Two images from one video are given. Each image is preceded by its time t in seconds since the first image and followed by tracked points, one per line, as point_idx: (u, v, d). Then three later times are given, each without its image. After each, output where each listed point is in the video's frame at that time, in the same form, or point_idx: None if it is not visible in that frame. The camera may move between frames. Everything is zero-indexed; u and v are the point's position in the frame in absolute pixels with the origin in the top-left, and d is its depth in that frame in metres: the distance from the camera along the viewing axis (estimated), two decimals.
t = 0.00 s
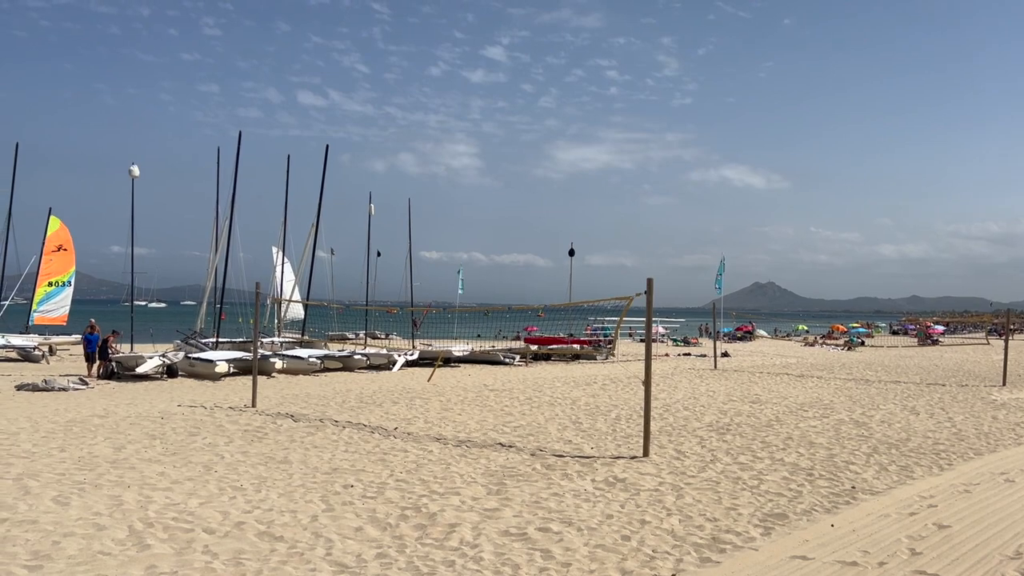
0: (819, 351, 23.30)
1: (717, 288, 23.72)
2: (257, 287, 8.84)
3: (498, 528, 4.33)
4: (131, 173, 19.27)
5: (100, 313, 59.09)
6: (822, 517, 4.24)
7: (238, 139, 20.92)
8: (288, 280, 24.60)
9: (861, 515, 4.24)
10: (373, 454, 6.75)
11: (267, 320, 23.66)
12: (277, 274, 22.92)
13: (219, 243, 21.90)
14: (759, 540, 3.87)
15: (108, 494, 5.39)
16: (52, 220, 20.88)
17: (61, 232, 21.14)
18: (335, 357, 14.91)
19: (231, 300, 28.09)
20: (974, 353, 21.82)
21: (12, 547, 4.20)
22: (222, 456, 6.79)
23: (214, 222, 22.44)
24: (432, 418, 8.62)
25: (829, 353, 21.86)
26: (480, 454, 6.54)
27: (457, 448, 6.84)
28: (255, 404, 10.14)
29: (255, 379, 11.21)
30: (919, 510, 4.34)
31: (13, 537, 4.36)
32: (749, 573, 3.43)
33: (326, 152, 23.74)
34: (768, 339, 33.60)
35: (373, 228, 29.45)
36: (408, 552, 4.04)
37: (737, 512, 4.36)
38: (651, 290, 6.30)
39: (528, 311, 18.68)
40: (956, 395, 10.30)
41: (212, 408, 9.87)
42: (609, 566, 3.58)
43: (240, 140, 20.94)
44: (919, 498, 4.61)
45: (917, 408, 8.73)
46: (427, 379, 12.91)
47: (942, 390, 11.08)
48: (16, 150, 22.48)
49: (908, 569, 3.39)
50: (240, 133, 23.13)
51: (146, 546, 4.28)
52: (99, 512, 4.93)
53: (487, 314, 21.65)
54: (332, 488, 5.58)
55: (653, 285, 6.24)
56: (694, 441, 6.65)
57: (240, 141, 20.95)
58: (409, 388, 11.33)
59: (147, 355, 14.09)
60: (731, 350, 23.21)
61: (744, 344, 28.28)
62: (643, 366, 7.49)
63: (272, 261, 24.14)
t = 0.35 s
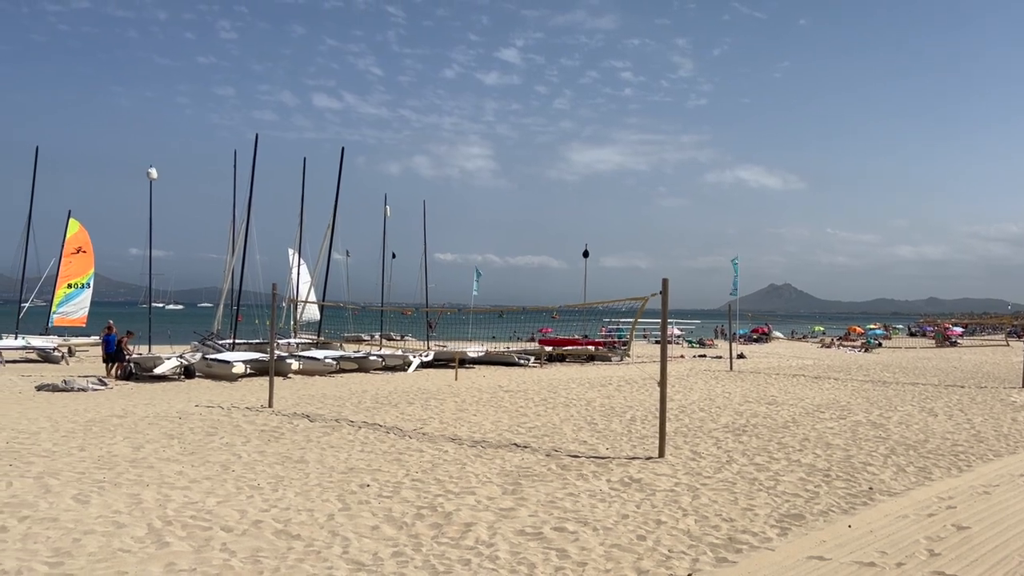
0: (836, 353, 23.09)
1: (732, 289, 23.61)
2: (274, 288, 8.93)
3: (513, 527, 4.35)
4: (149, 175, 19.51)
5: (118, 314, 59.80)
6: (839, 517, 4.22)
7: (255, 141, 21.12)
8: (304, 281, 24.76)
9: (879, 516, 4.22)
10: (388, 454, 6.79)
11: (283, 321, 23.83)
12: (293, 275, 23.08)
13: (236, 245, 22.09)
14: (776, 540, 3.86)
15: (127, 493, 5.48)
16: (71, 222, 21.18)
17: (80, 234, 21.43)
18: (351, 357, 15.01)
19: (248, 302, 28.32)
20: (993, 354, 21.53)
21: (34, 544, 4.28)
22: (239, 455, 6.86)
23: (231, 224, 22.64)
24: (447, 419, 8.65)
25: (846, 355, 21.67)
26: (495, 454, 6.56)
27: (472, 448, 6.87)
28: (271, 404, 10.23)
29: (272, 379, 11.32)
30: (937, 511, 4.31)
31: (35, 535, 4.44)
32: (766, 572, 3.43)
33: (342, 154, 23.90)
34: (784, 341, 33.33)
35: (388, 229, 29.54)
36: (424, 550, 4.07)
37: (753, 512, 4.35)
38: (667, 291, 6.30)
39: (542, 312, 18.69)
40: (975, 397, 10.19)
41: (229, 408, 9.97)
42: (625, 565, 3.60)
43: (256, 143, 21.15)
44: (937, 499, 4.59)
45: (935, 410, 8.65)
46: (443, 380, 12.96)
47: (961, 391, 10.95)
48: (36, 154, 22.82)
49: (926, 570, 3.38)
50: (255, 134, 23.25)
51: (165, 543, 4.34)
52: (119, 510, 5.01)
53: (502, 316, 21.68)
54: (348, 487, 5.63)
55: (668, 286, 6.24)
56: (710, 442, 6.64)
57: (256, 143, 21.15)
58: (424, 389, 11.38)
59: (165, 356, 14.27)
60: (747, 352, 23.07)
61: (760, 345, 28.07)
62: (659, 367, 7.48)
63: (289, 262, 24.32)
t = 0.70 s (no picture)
0: (859, 356, 22.79)
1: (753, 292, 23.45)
2: (296, 291, 9.03)
3: (533, 529, 4.37)
4: (173, 179, 19.81)
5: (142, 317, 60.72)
6: (862, 521, 4.19)
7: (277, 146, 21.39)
8: (325, 284, 24.98)
9: (903, 520, 4.19)
10: (409, 456, 6.85)
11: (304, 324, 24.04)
12: (314, 278, 23.28)
13: (258, 249, 22.34)
14: (798, 543, 3.85)
15: (152, 493, 5.57)
16: (97, 226, 21.55)
17: (105, 238, 21.80)
18: (371, 360, 15.12)
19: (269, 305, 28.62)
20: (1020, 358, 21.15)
21: (62, 543, 4.37)
22: (262, 457, 6.96)
23: (253, 228, 22.90)
24: (467, 421, 8.69)
25: (869, 358, 21.41)
26: (515, 456, 6.59)
27: (492, 450, 6.91)
28: (293, 406, 10.34)
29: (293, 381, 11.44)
30: (962, 515, 4.26)
31: (62, 534, 4.54)
32: None
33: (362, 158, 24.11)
34: (806, 344, 32.96)
35: (407, 232, 29.69)
36: (445, 552, 4.11)
37: (774, 516, 4.34)
38: (688, 294, 6.29)
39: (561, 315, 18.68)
40: (1002, 401, 10.03)
41: (251, 410, 10.09)
42: (646, 568, 3.60)
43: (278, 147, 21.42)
44: (962, 503, 4.53)
45: (960, 414, 8.53)
46: (463, 383, 13.00)
47: (987, 395, 10.79)
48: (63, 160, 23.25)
49: None
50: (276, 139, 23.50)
51: (189, 543, 4.42)
52: (144, 510, 5.10)
53: (521, 318, 21.69)
54: (369, 489, 5.68)
55: (689, 289, 6.23)
56: (731, 445, 6.61)
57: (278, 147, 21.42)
58: (444, 391, 11.45)
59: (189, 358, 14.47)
60: (768, 355, 22.88)
61: (782, 348, 27.80)
62: (679, 370, 7.45)
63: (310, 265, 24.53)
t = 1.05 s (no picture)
0: (886, 359, 22.45)
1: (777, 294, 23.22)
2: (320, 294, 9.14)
3: (556, 532, 4.39)
4: (199, 184, 20.15)
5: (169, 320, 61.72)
6: (888, 526, 4.15)
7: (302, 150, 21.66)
8: (349, 286, 25.20)
9: (930, 525, 4.13)
10: (432, 458, 6.90)
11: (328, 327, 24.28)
12: (338, 281, 23.51)
13: (282, 252, 22.62)
14: (823, 548, 3.82)
15: (179, 494, 5.68)
16: (124, 230, 21.98)
17: (133, 242, 22.21)
18: (395, 362, 15.23)
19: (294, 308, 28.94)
20: None
21: (91, 542, 4.48)
22: (286, 458, 7.05)
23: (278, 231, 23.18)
24: (489, 423, 8.73)
25: (896, 361, 21.06)
26: (538, 459, 6.61)
27: (514, 453, 6.93)
28: (317, 408, 10.45)
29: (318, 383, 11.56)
30: (991, 521, 4.19)
31: (92, 534, 4.65)
32: None
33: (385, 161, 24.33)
34: (832, 347, 32.53)
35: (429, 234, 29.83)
36: (468, 554, 4.14)
37: (799, 520, 4.30)
38: (711, 297, 6.27)
39: (584, 317, 18.66)
40: None
41: (276, 412, 10.20)
42: (668, 572, 3.60)
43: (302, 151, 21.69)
44: (991, 508, 4.46)
45: (990, 417, 8.38)
46: (485, 385, 13.04)
47: (1020, 399, 10.56)
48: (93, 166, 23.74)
49: None
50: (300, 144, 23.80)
51: (216, 544, 4.50)
52: (171, 511, 5.21)
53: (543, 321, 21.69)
54: (393, 490, 5.74)
55: (712, 291, 6.21)
56: (755, 449, 6.56)
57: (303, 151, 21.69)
58: (467, 394, 11.50)
59: (215, 360, 14.69)
60: (792, 358, 22.64)
61: (808, 351, 27.42)
62: (703, 373, 7.41)
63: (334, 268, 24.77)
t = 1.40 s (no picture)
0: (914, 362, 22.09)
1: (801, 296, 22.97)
2: (343, 297, 9.25)
3: (577, 533, 4.40)
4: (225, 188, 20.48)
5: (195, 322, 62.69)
6: (913, 529, 4.10)
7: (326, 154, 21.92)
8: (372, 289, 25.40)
9: (956, 528, 4.08)
10: (454, 459, 6.95)
11: (352, 329, 24.47)
12: (361, 284, 23.72)
13: (307, 255, 22.87)
14: (846, 550, 3.79)
15: (205, 493, 5.79)
16: (152, 234, 22.39)
17: (160, 245, 22.62)
18: (417, 365, 15.32)
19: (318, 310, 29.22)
20: None
21: (120, 540, 4.58)
22: (310, 459, 7.15)
23: (303, 235, 23.45)
24: (511, 426, 8.76)
25: (924, 364, 20.71)
26: (559, 461, 6.63)
27: (536, 455, 6.96)
28: (341, 410, 10.56)
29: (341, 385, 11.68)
30: (1019, 524, 4.13)
31: (120, 532, 4.76)
32: None
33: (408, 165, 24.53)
34: (858, 350, 32.07)
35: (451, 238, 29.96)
36: (489, 554, 4.17)
37: (822, 522, 4.27)
38: (734, 298, 6.24)
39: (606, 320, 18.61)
40: None
41: (300, 414, 10.33)
42: (690, 573, 3.60)
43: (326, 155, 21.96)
44: (1019, 512, 4.39)
45: (1020, 421, 8.23)
46: (507, 388, 13.07)
47: None
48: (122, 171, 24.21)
49: None
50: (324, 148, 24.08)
51: (241, 542, 4.59)
52: (197, 510, 5.31)
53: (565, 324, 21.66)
54: (415, 491, 5.79)
55: (734, 293, 6.18)
56: (779, 452, 6.52)
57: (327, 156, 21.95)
58: (489, 396, 11.54)
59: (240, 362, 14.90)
60: (817, 361, 22.37)
61: (834, 355, 27.05)
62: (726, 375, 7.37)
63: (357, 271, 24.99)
